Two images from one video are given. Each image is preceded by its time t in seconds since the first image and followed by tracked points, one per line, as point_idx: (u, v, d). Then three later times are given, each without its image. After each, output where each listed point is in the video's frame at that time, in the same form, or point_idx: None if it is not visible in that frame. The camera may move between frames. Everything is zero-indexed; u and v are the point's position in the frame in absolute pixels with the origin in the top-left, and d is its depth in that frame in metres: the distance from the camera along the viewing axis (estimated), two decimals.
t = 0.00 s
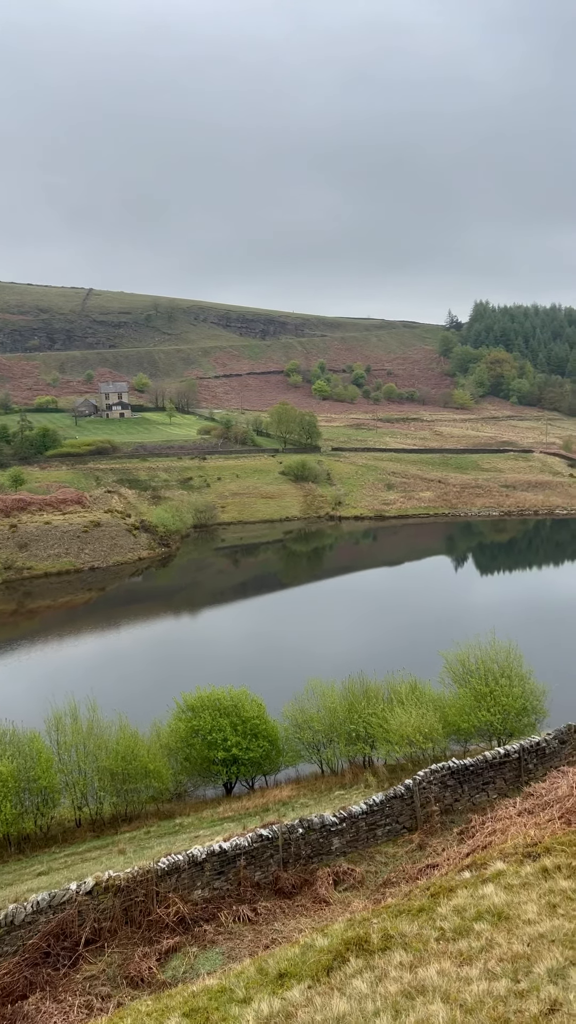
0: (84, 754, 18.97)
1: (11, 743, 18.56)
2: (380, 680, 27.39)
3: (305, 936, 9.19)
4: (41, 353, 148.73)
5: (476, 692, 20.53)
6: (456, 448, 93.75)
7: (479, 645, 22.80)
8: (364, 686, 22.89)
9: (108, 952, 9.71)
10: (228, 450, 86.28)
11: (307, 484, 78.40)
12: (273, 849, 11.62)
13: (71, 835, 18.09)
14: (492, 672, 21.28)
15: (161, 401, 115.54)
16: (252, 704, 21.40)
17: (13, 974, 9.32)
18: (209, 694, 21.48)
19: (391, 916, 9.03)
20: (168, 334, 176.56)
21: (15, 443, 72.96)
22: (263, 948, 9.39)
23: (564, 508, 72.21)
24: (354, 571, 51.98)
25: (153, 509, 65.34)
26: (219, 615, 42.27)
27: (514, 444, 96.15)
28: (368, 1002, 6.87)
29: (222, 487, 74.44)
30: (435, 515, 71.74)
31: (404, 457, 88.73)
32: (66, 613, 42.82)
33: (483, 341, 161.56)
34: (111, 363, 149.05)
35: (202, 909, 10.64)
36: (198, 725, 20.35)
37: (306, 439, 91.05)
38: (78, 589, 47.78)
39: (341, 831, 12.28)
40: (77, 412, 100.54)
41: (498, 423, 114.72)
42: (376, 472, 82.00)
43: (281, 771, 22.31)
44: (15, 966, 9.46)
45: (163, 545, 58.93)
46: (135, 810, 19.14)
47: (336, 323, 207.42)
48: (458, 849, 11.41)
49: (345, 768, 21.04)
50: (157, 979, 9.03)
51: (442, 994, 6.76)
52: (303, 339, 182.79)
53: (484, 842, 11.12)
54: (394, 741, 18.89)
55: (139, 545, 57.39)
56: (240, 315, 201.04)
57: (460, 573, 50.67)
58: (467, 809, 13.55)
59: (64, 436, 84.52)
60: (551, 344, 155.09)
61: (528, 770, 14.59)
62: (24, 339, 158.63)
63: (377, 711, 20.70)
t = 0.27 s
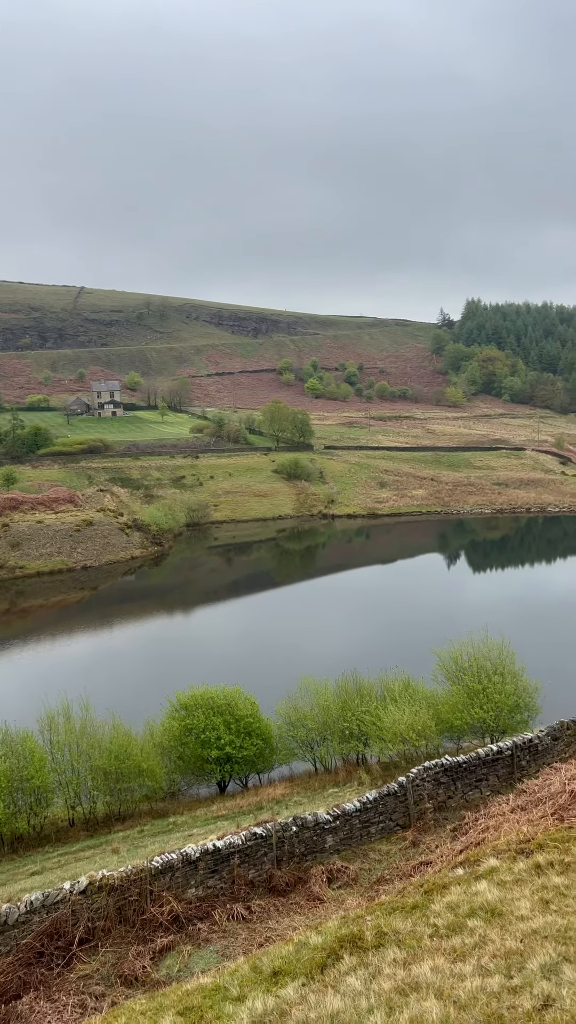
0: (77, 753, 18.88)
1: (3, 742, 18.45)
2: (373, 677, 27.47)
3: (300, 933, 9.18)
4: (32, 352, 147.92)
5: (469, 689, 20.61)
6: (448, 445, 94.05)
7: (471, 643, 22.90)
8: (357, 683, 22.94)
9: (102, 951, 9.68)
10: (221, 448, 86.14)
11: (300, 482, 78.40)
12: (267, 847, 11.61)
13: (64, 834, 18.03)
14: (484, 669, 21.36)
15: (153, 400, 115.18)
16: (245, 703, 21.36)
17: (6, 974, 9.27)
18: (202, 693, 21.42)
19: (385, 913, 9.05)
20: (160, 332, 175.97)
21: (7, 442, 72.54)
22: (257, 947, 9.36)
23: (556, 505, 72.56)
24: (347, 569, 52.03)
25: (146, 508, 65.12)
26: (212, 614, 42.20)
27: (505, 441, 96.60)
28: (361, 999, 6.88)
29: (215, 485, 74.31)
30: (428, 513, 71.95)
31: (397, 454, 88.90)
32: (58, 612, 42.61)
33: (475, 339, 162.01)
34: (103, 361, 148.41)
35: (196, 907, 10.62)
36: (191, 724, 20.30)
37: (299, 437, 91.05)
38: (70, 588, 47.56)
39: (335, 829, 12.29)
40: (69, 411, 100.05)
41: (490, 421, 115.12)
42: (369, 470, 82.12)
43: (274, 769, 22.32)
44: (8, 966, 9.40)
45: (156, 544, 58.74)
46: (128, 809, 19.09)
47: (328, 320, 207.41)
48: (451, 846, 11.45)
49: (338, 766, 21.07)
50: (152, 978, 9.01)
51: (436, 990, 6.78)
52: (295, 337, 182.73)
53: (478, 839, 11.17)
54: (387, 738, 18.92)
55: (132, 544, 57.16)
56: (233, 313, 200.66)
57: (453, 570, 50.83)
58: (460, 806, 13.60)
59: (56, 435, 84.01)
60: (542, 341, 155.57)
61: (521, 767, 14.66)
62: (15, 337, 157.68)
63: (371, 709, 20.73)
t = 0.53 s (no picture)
0: (70, 752, 18.78)
1: None
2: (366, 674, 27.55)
3: (294, 930, 9.20)
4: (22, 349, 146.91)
5: (462, 685, 20.68)
6: (440, 442, 94.38)
7: (464, 639, 22.97)
8: (350, 680, 22.98)
9: (96, 950, 9.66)
10: (213, 446, 85.94)
11: (292, 479, 78.36)
12: (260, 845, 11.59)
13: (58, 833, 17.96)
14: (477, 665, 21.43)
15: (145, 398, 114.77)
16: (239, 701, 21.32)
17: None
18: (195, 690, 21.35)
19: (379, 910, 9.06)
20: (151, 330, 175.24)
21: None
22: (251, 945, 9.33)
23: (547, 502, 72.99)
24: (340, 566, 52.09)
25: (138, 506, 64.87)
26: (205, 612, 42.12)
27: (497, 438, 97.00)
28: (356, 996, 6.88)
29: (207, 483, 74.12)
30: (421, 510, 72.17)
31: (389, 452, 89.04)
32: (50, 611, 42.39)
33: (466, 336, 162.38)
34: (95, 359, 147.64)
35: (189, 905, 10.61)
36: (185, 721, 20.24)
37: (291, 434, 91.00)
38: (63, 587, 47.31)
39: (329, 826, 12.31)
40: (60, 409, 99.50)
41: (482, 418, 115.61)
42: (361, 467, 82.19)
43: (268, 767, 22.31)
44: (1, 966, 9.34)
45: (149, 542, 58.54)
46: (122, 807, 19.05)
47: (320, 318, 207.32)
48: (444, 841, 11.49)
49: (332, 763, 21.09)
50: (146, 976, 9.00)
51: (429, 986, 6.80)
52: (287, 334, 182.51)
53: (471, 835, 11.20)
54: (381, 735, 18.95)
55: (125, 542, 56.98)
56: (224, 310, 200.22)
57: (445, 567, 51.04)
58: (454, 802, 13.64)
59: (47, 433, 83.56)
60: (534, 337, 156.18)
61: (514, 762, 14.73)
62: (5, 335, 156.60)
63: (364, 706, 20.75)
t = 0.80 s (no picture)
0: (63, 751, 18.69)
1: None
2: (360, 672, 27.58)
3: (288, 927, 9.21)
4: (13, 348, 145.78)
5: (454, 682, 20.78)
6: (432, 440, 94.61)
7: (457, 635, 23.05)
8: (344, 677, 23.01)
9: (90, 949, 9.63)
10: (205, 444, 85.73)
11: (285, 477, 78.31)
12: (254, 842, 11.60)
13: (51, 832, 17.90)
14: (470, 662, 21.54)
15: (137, 396, 114.31)
16: (232, 699, 21.29)
17: None
18: (188, 689, 21.31)
19: (372, 906, 9.08)
20: (143, 327, 174.45)
21: None
22: (245, 941, 9.34)
23: (539, 499, 73.33)
24: (333, 564, 52.13)
25: (130, 505, 64.63)
26: (198, 610, 42.02)
27: (489, 435, 97.36)
28: (349, 992, 6.89)
29: (199, 482, 73.96)
30: (413, 507, 72.36)
31: (382, 449, 89.18)
32: (42, 610, 42.18)
33: (458, 333, 162.71)
34: (86, 357, 146.82)
35: (183, 903, 10.59)
36: (178, 720, 20.19)
37: (284, 432, 90.89)
38: (55, 586, 47.07)
39: (323, 823, 12.32)
40: (51, 407, 98.91)
41: (474, 415, 115.94)
42: (354, 465, 82.27)
43: (261, 765, 22.31)
44: None
45: (141, 541, 58.32)
46: (115, 806, 18.99)
47: (312, 316, 207.16)
48: (437, 837, 11.53)
49: (325, 760, 21.14)
50: (139, 974, 8.98)
51: (423, 981, 6.82)
52: (280, 332, 182.27)
53: (464, 830, 11.27)
54: (374, 732, 18.99)
55: (117, 541, 56.76)
56: (216, 308, 199.65)
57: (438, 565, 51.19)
58: (446, 798, 13.70)
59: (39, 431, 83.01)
60: (525, 334, 156.73)
61: (507, 758, 14.80)
62: None
63: (357, 703, 20.78)
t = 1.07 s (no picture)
0: (56, 750, 18.62)
1: None
2: (353, 669, 27.62)
3: (282, 924, 9.23)
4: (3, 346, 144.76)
5: (447, 678, 20.86)
6: (424, 437, 94.89)
7: (449, 632, 23.14)
8: (337, 675, 23.04)
9: (84, 948, 9.61)
10: (197, 442, 85.54)
11: (277, 475, 78.27)
12: (248, 840, 11.59)
13: (44, 831, 17.83)
14: (462, 659, 21.62)
15: (129, 394, 113.86)
16: (225, 697, 21.27)
17: None
18: (181, 687, 21.26)
19: (366, 903, 9.11)
20: (134, 325, 173.72)
21: None
22: (239, 939, 9.34)
23: (530, 496, 73.76)
24: (326, 561, 52.19)
25: (122, 503, 64.41)
26: (191, 609, 41.91)
27: (481, 433, 97.78)
28: (343, 988, 6.92)
29: (192, 480, 73.81)
30: (406, 505, 72.53)
31: (374, 447, 89.36)
32: (34, 609, 41.96)
33: (450, 330, 163.15)
34: (77, 355, 146.02)
35: (177, 902, 10.58)
36: (171, 718, 20.15)
37: (276, 430, 90.83)
38: (47, 585, 46.83)
39: (316, 820, 12.34)
40: (42, 406, 98.35)
41: (466, 413, 116.33)
42: (346, 462, 82.37)
43: (255, 762, 22.32)
44: None
45: (134, 539, 58.12)
46: (109, 804, 18.96)
47: (304, 313, 207.09)
48: (430, 833, 11.59)
49: (318, 757, 21.18)
50: (134, 972, 8.98)
51: (416, 977, 6.86)
52: (272, 330, 182.03)
53: (457, 826, 11.32)
54: (367, 729, 19.03)
55: (110, 539, 56.56)
56: (207, 305, 199.10)
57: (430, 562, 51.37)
58: (439, 794, 13.76)
59: (30, 430, 82.49)
60: (516, 331, 157.38)
61: (499, 755, 14.88)
62: None
63: (350, 701, 20.80)
